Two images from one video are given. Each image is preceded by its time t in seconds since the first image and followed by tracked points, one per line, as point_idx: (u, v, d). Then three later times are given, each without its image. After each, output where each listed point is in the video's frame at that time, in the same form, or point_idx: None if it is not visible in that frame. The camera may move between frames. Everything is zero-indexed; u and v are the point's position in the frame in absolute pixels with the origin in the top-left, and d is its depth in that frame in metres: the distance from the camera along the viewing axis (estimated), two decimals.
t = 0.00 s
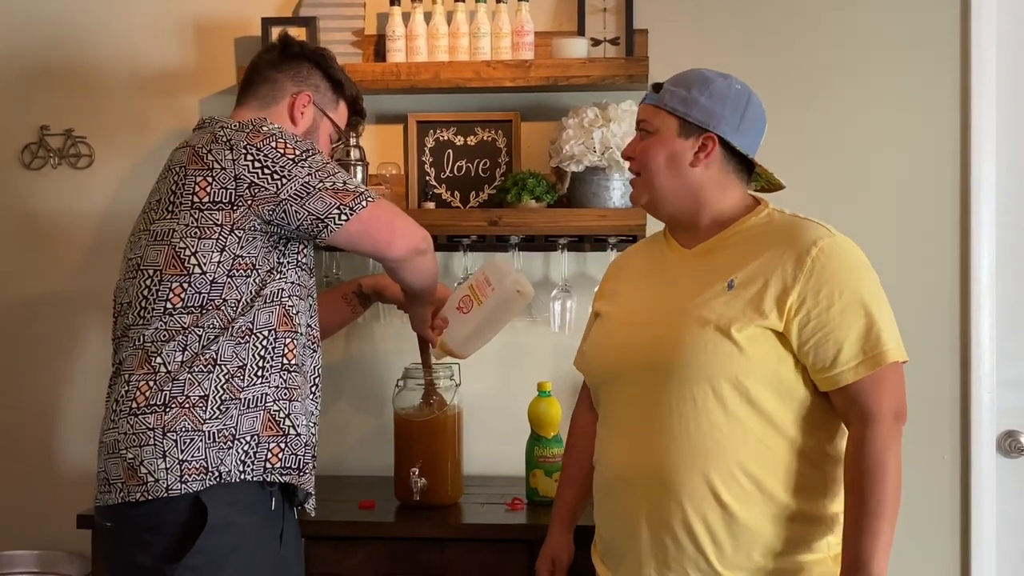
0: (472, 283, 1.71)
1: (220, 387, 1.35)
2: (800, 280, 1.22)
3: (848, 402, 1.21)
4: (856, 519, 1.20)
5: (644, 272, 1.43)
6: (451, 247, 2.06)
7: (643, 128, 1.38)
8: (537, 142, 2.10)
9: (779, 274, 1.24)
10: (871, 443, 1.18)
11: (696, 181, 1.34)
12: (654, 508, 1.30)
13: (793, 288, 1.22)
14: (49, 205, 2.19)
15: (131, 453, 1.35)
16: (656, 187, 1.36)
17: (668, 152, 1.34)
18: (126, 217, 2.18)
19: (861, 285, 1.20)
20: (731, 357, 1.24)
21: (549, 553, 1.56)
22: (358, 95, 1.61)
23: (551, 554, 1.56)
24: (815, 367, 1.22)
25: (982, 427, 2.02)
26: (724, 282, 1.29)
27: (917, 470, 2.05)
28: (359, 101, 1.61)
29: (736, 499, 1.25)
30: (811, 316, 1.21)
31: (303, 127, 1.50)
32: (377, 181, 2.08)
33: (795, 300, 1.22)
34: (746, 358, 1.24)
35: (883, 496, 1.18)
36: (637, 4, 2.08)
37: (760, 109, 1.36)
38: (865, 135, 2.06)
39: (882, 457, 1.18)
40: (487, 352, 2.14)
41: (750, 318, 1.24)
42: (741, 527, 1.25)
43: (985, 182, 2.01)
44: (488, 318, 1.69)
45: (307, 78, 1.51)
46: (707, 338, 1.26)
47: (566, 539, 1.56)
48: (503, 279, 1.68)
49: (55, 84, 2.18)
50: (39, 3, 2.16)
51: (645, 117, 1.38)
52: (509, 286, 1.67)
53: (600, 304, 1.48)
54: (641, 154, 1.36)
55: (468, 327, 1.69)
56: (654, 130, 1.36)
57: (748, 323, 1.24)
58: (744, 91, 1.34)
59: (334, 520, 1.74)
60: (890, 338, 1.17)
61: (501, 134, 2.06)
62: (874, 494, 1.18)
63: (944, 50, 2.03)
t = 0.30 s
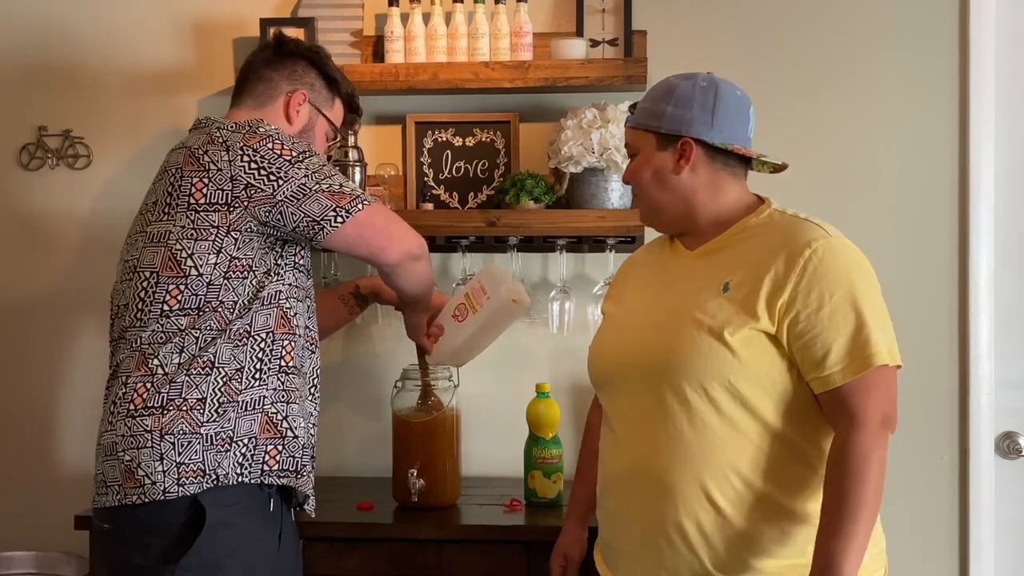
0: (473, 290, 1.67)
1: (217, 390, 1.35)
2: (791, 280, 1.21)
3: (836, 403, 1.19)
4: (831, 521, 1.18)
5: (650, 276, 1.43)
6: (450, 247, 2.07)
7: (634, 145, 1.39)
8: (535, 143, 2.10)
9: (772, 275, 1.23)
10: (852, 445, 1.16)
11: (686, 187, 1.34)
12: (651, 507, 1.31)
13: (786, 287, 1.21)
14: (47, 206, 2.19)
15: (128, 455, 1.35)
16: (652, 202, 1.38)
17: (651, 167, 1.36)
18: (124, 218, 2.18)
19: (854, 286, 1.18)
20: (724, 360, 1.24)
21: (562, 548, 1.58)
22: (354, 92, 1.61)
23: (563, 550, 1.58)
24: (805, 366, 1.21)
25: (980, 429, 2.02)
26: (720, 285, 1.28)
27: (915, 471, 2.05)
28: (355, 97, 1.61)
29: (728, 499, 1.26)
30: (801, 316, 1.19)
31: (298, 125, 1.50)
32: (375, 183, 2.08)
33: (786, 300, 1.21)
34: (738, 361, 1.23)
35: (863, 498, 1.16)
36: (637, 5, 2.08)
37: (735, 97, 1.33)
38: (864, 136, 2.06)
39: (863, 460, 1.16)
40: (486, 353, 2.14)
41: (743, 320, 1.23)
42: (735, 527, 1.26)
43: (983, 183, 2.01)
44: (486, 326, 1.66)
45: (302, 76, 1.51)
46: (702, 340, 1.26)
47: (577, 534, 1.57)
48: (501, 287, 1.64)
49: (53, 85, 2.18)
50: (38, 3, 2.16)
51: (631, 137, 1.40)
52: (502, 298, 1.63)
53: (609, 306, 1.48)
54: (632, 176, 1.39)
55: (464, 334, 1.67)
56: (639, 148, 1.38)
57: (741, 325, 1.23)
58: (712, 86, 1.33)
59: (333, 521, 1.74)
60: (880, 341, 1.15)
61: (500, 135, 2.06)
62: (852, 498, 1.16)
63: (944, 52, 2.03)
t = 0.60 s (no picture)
0: (471, 295, 1.66)
1: (215, 389, 1.34)
2: (794, 278, 1.20)
3: (840, 402, 1.19)
4: (834, 521, 1.17)
5: (653, 275, 1.42)
6: (449, 245, 2.06)
7: (634, 147, 1.39)
8: (534, 140, 2.09)
9: (775, 273, 1.22)
10: (856, 445, 1.16)
11: (686, 187, 1.33)
12: (657, 508, 1.30)
13: (788, 285, 1.20)
14: (45, 204, 2.18)
15: (126, 454, 1.34)
16: (652, 203, 1.38)
17: (650, 168, 1.35)
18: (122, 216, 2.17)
19: (858, 284, 1.17)
20: (726, 359, 1.23)
21: (572, 550, 1.57)
22: (351, 87, 1.60)
23: (574, 552, 1.57)
24: (808, 365, 1.20)
25: (980, 427, 2.01)
26: (723, 284, 1.28)
27: (915, 469, 2.05)
28: (352, 91, 1.60)
29: (733, 500, 1.25)
30: (805, 315, 1.19)
31: (295, 120, 1.49)
32: (374, 180, 2.07)
33: (789, 298, 1.20)
34: (742, 361, 1.23)
35: (866, 499, 1.16)
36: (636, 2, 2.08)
37: (732, 94, 1.33)
38: (864, 133, 2.05)
39: (867, 459, 1.15)
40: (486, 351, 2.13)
41: (747, 320, 1.23)
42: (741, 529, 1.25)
43: (984, 180, 2.01)
44: (486, 331, 1.65)
45: (299, 72, 1.50)
46: (705, 339, 1.25)
47: (587, 537, 1.57)
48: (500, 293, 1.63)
49: (51, 82, 2.17)
50: None
51: (630, 139, 1.39)
52: (500, 304, 1.62)
53: (612, 306, 1.47)
54: (631, 178, 1.38)
55: (463, 339, 1.67)
56: (638, 149, 1.38)
57: (745, 324, 1.22)
58: (708, 84, 1.32)
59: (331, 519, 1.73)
60: (884, 340, 1.15)
61: (498, 132, 2.05)
62: (856, 498, 1.16)
63: (945, 48, 2.03)
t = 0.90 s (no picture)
0: (471, 292, 1.66)
1: (212, 393, 1.33)
2: (803, 281, 1.20)
3: (853, 405, 1.19)
4: (859, 524, 1.18)
5: (652, 279, 1.40)
6: (449, 247, 2.05)
7: (629, 152, 1.37)
8: (535, 142, 2.09)
9: (782, 275, 1.22)
10: (874, 447, 1.16)
11: (685, 191, 1.33)
12: (663, 513, 1.29)
13: (797, 288, 1.20)
14: (44, 204, 2.18)
15: (123, 457, 1.33)
16: (649, 207, 1.37)
17: (649, 172, 1.34)
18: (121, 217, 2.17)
19: (866, 285, 1.17)
20: (736, 362, 1.23)
21: (567, 557, 1.56)
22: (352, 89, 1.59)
23: (568, 558, 1.56)
24: (820, 367, 1.20)
25: (982, 429, 2.00)
26: (729, 286, 1.27)
27: (917, 472, 2.04)
28: (352, 92, 1.60)
29: (745, 504, 1.23)
30: (815, 317, 1.18)
31: (295, 121, 1.49)
32: (374, 182, 2.06)
33: (799, 301, 1.20)
34: (752, 364, 1.22)
35: (889, 499, 1.16)
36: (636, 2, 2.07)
37: (729, 96, 1.32)
38: (866, 134, 2.04)
39: (886, 461, 1.15)
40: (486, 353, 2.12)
41: (757, 324, 1.22)
42: (755, 534, 1.24)
43: (986, 182, 2.00)
44: (485, 328, 1.64)
45: (299, 72, 1.50)
46: (713, 343, 1.25)
47: (582, 543, 1.56)
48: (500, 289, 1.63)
49: (50, 83, 2.16)
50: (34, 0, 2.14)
51: (624, 144, 1.38)
52: (500, 300, 1.62)
53: (608, 310, 1.46)
54: (629, 181, 1.37)
55: (462, 337, 1.66)
56: (634, 153, 1.37)
57: (755, 328, 1.22)
58: (705, 86, 1.32)
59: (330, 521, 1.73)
60: (896, 340, 1.15)
61: (499, 133, 2.05)
62: (878, 501, 1.16)
63: (946, 49, 2.02)
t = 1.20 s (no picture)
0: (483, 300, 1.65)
1: (219, 389, 1.33)
2: (814, 273, 1.20)
3: (866, 396, 1.19)
4: (872, 514, 1.18)
5: (656, 274, 1.39)
6: (453, 243, 2.05)
7: (630, 149, 1.37)
8: (538, 137, 2.08)
9: (794, 268, 1.22)
10: (887, 437, 1.17)
11: (689, 186, 1.32)
12: (677, 509, 1.28)
13: (809, 281, 1.20)
14: (48, 200, 2.18)
15: (129, 452, 1.33)
16: (652, 204, 1.36)
17: (653, 168, 1.33)
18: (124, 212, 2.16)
19: (878, 276, 1.18)
20: (751, 356, 1.22)
21: (568, 557, 1.56)
22: (358, 85, 1.59)
23: (568, 559, 1.56)
24: (833, 359, 1.20)
25: (987, 424, 2.01)
26: (740, 280, 1.26)
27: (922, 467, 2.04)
28: (359, 88, 1.59)
29: (762, 499, 1.23)
30: (827, 309, 1.19)
31: (301, 117, 1.48)
32: (377, 177, 2.06)
33: (811, 293, 1.20)
34: (768, 358, 1.22)
35: (901, 491, 1.16)
36: None
37: (729, 90, 1.33)
38: (870, 128, 2.04)
39: (898, 451, 1.16)
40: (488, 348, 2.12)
41: (771, 318, 1.22)
42: (772, 528, 1.23)
43: (991, 177, 2.00)
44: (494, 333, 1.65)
45: (305, 68, 1.49)
46: (728, 336, 1.24)
47: (582, 543, 1.56)
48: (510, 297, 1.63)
49: (53, 78, 2.16)
50: None
51: (624, 141, 1.37)
52: (509, 307, 1.62)
53: (608, 307, 1.46)
54: (630, 177, 1.37)
55: (468, 340, 1.66)
56: (634, 151, 1.36)
57: (769, 321, 1.22)
58: (705, 80, 1.32)
59: (335, 517, 1.73)
60: (909, 330, 1.16)
61: (503, 128, 2.04)
62: (891, 491, 1.17)
63: (951, 44, 2.02)
